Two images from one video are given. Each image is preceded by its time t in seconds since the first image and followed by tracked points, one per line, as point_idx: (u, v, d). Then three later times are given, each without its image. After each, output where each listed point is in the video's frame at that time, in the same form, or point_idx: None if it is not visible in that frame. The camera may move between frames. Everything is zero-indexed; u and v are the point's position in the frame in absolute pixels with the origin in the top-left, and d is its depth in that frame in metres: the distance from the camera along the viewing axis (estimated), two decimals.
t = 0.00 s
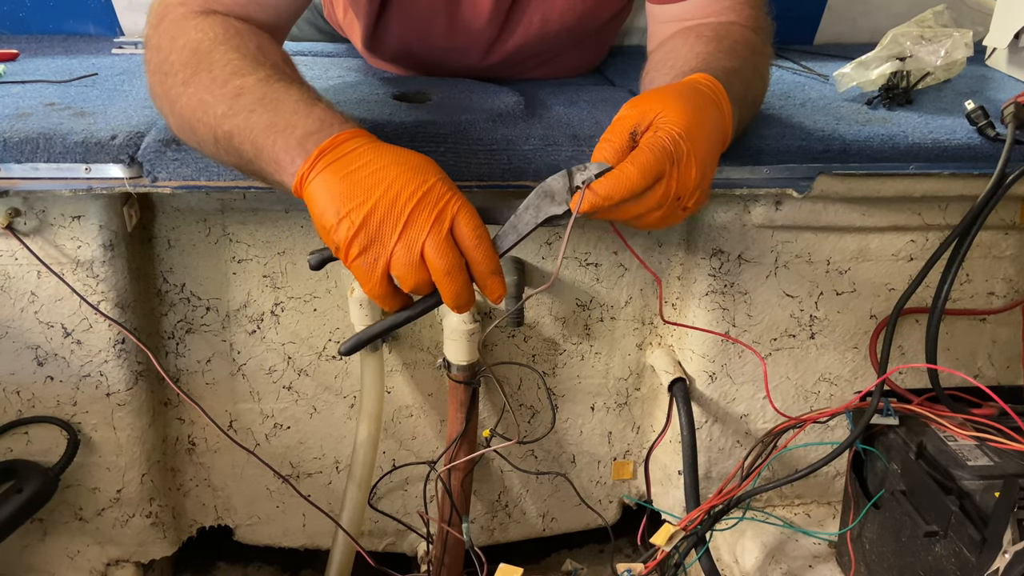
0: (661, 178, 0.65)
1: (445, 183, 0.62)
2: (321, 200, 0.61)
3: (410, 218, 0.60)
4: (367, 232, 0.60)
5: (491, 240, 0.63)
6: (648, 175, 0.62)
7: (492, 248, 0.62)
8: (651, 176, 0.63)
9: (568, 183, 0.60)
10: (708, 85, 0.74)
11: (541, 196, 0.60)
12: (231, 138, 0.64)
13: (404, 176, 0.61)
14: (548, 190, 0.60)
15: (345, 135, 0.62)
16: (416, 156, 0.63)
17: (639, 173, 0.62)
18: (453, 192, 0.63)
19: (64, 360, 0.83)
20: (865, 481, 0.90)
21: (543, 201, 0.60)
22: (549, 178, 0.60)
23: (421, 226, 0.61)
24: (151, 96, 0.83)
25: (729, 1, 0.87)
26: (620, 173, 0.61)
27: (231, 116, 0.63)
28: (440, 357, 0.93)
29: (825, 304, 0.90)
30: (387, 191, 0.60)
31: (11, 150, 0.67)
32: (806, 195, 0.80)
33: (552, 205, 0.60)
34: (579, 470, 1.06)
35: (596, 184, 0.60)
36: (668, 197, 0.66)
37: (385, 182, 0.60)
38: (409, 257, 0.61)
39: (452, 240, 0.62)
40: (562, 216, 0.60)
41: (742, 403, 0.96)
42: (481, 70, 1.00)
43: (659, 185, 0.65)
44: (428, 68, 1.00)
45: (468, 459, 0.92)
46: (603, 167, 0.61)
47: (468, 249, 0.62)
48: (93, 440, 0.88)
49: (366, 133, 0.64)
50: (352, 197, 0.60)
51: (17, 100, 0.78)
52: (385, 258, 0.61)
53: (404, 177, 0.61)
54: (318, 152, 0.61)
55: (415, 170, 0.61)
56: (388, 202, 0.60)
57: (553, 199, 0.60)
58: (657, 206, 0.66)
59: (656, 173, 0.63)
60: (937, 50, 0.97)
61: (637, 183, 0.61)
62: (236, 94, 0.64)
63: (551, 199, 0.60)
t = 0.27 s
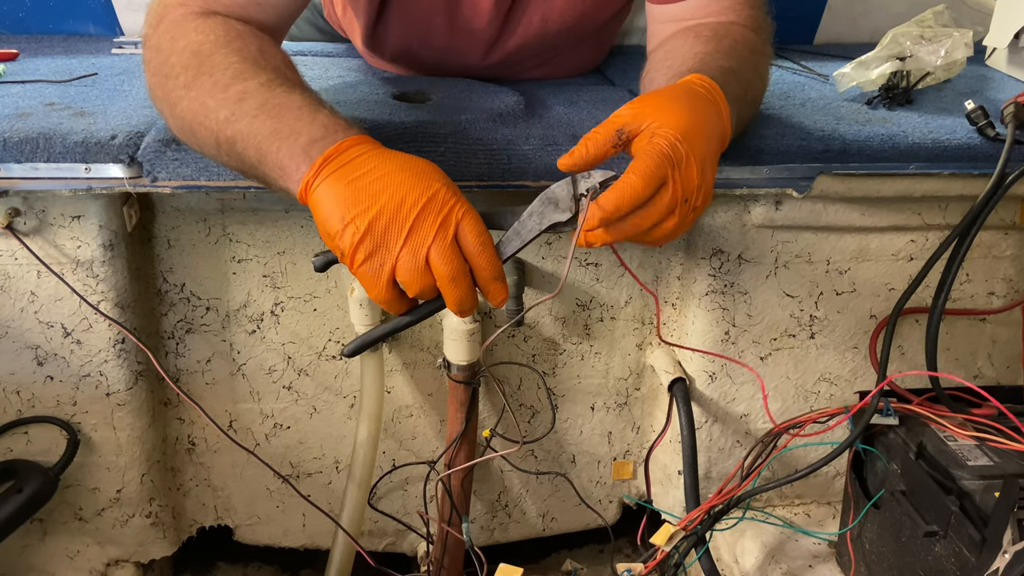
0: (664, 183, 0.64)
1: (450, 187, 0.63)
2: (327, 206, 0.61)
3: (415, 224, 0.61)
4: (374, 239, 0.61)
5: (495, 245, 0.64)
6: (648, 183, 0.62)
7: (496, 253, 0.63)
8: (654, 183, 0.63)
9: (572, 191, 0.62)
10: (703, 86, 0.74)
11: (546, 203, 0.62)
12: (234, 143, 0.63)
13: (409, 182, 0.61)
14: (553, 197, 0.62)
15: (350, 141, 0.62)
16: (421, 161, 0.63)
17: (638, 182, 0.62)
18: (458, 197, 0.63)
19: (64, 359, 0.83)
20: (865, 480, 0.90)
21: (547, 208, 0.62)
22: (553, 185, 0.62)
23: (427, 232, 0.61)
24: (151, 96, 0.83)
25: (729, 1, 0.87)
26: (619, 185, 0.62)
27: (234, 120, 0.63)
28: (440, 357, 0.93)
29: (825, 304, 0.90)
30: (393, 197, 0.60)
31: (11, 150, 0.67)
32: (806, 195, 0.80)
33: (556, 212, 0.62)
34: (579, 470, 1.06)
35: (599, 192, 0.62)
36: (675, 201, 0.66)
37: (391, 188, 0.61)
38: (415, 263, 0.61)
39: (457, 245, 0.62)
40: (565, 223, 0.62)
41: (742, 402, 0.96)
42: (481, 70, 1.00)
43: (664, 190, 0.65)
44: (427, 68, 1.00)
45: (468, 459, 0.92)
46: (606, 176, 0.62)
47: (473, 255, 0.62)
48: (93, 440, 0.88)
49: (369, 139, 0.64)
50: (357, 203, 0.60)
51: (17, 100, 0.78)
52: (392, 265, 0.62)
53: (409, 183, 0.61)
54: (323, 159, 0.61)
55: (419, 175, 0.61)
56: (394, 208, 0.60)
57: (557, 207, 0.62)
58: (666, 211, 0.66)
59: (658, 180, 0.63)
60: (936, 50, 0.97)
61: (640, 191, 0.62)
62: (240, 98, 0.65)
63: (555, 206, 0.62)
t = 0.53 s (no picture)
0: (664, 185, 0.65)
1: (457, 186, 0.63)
2: (336, 205, 0.61)
3: (423, 222, 0.61)
4: (383, 238, 0.61)
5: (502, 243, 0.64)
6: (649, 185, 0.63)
7: (504, 251, 0.63)
8: (653, 186, 0.64)
9: (578, 187, 0.63)
10: (706, 86, 0.74)
11: (552, 200, 0.62)
12: (239, 142, 0.64)
13: (417, 181, 0.61)
14: (559, 193, 0.62)
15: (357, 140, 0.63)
16: (428, 160, 0.63)
17: (640, 183, 0.62)
18: (465, 195, 0.63)
19: (64, 359, 0.83)
20: (865, 481, 0.90)
21: (553, 204, 0.62)
22: (559, 182, 0.63)
23: (435, 230, 0.61)
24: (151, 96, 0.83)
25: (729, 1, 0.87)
26: (621, 185, 0.62)
27: (238, 120, 0.64)
28: (440, 357, 0.93)
29: (825, 305, 0.90)
30: (401, 196, 0.61)
31: (11, 150, 0.67)
32: (806, 195, 0.79)
33: (562, 208, 0.62)
34: (579, 470, 1.06)
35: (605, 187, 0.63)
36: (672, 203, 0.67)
37: (398, 187, 0.61)
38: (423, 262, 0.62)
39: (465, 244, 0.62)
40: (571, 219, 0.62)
41: (742, 403, 0.96)
42: (480, 70, 1.00)
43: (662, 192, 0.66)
44: (427, 68, 1.00)
45: (468, 459, 0.92)
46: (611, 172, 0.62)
47: (481, 253, 0.62)
48: (93, 440, 0.88)
49: (376, 138, 0.64)
50: (365, 202, 0.61)
51: (17, 100, 0.78)
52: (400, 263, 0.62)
53: (416, 182, 0.61)
54: (330, 159, 0.62)
55: (427, 174, 0.62)
56: (402, 207, 0.61)
57: (563, 203, 0.62)
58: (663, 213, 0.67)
59: (658, 182, 0.64)
60: (937, 50, 0.97)
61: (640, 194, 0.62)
62: (247, 98, 0.65)
63: (561, 202, 0.62)
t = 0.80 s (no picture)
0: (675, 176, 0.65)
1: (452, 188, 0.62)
2: (328, 205, 0.61)
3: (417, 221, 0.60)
4: (375, 236, 0.60)
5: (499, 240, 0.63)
6: (660, 175, 0.63)
7: (501, 248, 0.62)
8: (664, 176, 0.63)
9: (586, 179, 0.62)
10: (710, 83, 0.75)
11: (560, 192, 0.62)
12: (240, 141, 0.64)
13: (411, 180, 0.61)
14: (567, 186, 0.62)
15: (349, 140, 0.62)
16: (422, 161, 0.62)
17: (652, 173, 0.62)
18: (459, 198, 0.62)
19: (64, 359, 0.83)
20: (865, 480, 0.90)
21: (561, 197, 0.62)
22: (567, 175, 0.62)
23: (430, 229, 0.60)
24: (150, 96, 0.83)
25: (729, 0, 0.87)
26: (632, 174, 0.62)
27: (237, 119, 0.63)
28: (440, 356, 0.93)
29: (825, 305, 0.90)
30: (393, 195, 0.60)
31: (11, 150, 0.67)
32: (806, 195, 0.80)
33: (571, 201, 0.62)
34: (579, 470, 1.06)
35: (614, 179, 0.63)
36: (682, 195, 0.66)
37: (391, 186, 0.60)
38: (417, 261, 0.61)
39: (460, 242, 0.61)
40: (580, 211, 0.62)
41: (742, 402, 0.96)
42: (480, 69, 1.00)
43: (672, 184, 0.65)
44: (427, 67, 1.00)
45: (468, 458, 0.92)
46: (621, 164, 0.62)
47: (477, 251, 0.61)
48: (93, 440, 0.88)
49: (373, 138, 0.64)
50: (357, 202, 0.60)
51: (17, 99, 0.78)
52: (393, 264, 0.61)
53: (410, 182, 0.60)
54: (324, 156, 0.61)
55: (422, 174, 0.61)
56: (395, 206, 0.60)
57: (572, 195, 0.62)
58: (671, 206, 0.66)
59: (670, 172, 0.63)
60: (937, 50, 0.97)
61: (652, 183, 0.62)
62: (244, 96, 0.64)
63: (569, 195, 0.62)
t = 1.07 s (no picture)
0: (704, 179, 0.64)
1: (406, 235, 0.60)
2: (289, 249, 0.61)
3: (368, 276, 0.60)
4: (328, 284, 0.61)
5: (452, 299, 0.61)
6: (689, 179, 0.62)
7: (452, 308, 0.61)
8: (694, 180, 0.63)
9: (609, 184, 0.60)
10: (728, 83, 0.74)
11: (585, 196, 0.59)
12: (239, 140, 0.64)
13: (362, 230, 0.59)
14: (591, 190, 0.59)
15: (310, 181, 0.61)
16: (382, 210, 0.60)
17: (682, 177, 0.61)
18: (415, 252, 0.60)
19: (64, 358, 0.83)
20: (865, 480, 0.90)
21: (586, 201, 0.59)
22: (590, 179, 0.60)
23: (380, 286, 0.60)
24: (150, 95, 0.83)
25: None
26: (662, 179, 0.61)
27: (236, 117, 0.63)
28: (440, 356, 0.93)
29: (825, 304, 0.90)
30: (346, 249, 0.60)
31: (10, 149, 0.67)
32: (806, 194, 0.80)
33: (596, 205, 0.59)
34: (579, 469, 1.06)
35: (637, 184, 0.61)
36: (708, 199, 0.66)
37: (343, 240, 0.60)
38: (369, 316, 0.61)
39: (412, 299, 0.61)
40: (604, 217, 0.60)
41: (742, 402, 0.96)
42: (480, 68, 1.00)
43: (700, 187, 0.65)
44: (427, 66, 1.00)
45: (468, 458, 0.92)
46: (644, 168, 0.62)
47: (427, 310, 0.61)
48: (93, 439, 0.88)
49: (339, 171, 0.63)
50: (313, 252, 0.60)
51: (17, 99, 0.78)
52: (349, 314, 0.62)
53: (361, 232, 0.59)
54: (283, 196, 0.61)
55: (374, 222, 0.60)
56: (347, 258, 0.60)
57: (597, 200, 0.59)
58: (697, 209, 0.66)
59: (699, 176, 0.63)
60: (937, 49, 0.97)
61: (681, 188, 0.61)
62: (242, 96, 0.64)
63: (593, 199, 0.59)
